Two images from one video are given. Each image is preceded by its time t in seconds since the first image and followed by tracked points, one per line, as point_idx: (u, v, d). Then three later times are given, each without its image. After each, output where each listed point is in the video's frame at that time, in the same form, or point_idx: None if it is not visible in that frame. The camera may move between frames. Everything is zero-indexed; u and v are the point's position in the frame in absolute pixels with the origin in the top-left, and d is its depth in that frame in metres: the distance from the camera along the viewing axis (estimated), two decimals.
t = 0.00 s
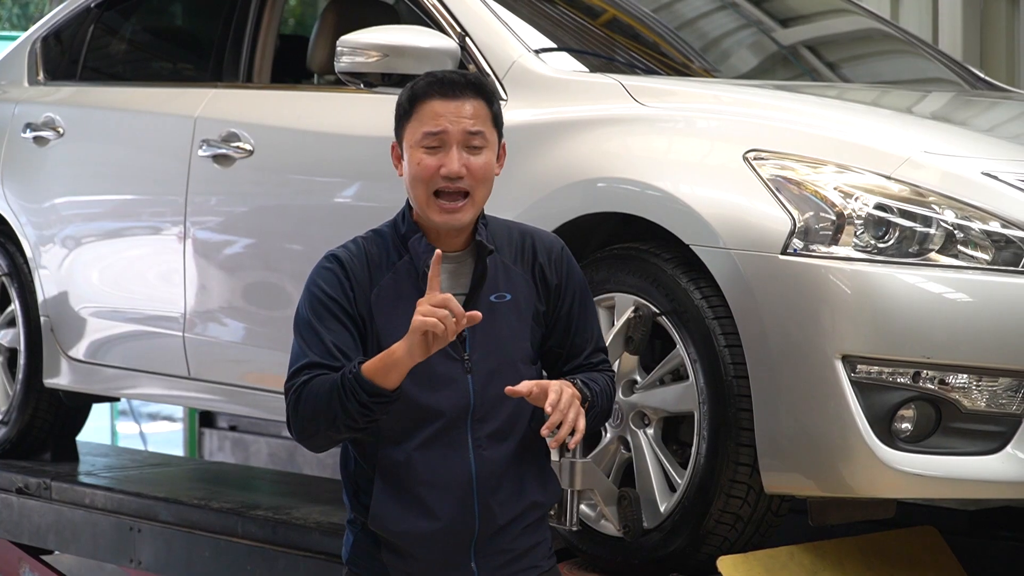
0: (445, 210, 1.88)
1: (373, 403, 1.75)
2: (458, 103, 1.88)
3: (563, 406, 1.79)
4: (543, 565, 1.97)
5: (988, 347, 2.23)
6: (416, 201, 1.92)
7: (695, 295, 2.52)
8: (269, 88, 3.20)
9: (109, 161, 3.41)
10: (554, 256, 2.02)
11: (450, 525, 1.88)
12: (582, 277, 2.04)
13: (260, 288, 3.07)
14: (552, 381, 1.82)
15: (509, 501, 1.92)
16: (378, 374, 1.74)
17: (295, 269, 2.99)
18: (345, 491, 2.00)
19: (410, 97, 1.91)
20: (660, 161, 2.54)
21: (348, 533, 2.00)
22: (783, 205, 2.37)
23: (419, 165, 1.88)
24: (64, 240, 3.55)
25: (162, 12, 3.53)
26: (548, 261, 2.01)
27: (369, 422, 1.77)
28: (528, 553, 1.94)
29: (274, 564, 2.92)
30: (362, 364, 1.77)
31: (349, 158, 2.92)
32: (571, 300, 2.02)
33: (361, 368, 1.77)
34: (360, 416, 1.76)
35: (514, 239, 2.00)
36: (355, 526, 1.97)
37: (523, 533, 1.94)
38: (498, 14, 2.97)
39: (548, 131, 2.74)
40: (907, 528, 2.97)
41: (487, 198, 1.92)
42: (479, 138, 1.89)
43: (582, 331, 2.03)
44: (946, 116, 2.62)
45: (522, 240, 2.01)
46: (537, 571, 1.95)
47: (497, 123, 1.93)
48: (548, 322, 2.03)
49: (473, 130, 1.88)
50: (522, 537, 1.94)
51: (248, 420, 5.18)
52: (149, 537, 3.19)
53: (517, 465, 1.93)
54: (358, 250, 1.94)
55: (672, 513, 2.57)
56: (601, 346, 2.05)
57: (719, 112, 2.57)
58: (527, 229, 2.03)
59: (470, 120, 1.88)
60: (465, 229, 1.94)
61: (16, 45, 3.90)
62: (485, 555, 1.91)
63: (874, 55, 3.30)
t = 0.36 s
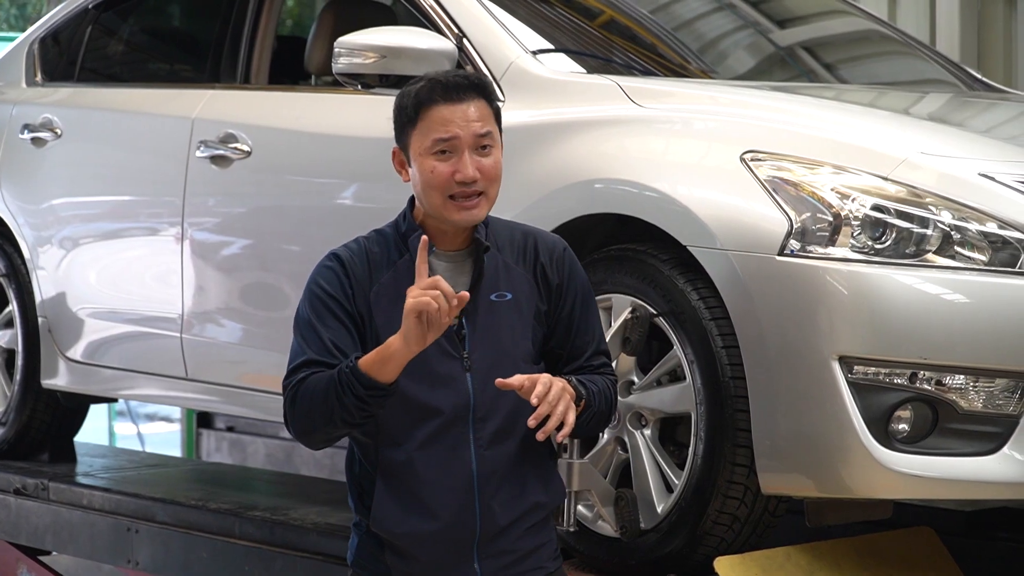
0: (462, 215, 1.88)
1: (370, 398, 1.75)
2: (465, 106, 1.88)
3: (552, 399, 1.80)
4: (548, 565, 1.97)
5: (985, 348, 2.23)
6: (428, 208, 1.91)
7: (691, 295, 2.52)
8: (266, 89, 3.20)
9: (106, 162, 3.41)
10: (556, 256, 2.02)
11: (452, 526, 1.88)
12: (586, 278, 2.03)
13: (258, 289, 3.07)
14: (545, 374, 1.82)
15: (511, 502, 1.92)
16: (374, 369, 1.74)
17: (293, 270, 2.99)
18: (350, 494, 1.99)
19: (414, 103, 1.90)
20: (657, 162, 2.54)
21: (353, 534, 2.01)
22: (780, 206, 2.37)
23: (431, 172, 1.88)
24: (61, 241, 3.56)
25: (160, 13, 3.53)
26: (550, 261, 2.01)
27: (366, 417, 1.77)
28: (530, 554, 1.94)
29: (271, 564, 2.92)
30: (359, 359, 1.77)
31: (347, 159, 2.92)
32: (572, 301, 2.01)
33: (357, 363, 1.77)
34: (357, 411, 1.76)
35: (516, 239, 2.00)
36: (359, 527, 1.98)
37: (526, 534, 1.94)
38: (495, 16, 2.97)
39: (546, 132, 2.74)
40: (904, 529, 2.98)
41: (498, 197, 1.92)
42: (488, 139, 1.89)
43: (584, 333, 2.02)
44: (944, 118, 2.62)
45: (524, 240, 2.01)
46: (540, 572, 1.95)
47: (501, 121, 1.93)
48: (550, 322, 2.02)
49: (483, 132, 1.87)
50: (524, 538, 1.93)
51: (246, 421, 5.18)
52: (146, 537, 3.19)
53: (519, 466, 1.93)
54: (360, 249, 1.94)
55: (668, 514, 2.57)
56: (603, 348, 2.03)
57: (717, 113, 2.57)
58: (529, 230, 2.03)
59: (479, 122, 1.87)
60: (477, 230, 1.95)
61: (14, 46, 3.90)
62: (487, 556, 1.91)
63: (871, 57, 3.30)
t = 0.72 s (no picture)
0: (436, 203, 1.89)
1: (359, 413, 1.76)
2: (444, 95, 1.89)
3: (544, 405, 1.79)
4: (542, 565, 1.97)
5: (980, 346, 2.23)
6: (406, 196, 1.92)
7: (686, 294, 2.52)
8: (262, 88, 3.21)
9: (102, 161, 3.41)
10: (551, 255, 2.02)
11: (446, 525, 1.88)
12: (582, 276, 2.03)
13: (254, 288, 3.07)
14: (536, 379, 1.82)
15: (506, 502, 1.92)
16: (363, 388, 1.74)
17: (289, 269, 2.99)
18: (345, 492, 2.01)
19: (396, 91, 1.92)
20: (652, 161, 2.54)
21: (348, 533, 2.01)
22: (775, 205, 2.37)
23: (407, 158, 1.89)
24: (57, 240, 3.56)
25: (156, 12, 3.53)
26: (545, 260, 2.01)
27: (355, 430, 1.78)
28: (525, 553, 1.94)
29: (267, 564, 2.92)
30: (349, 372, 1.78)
31: (342, 158, 2.92)
32: (568, 299, 2.00)
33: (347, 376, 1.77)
34: (346, 425, 1.77)
35: (510, 237, 2.00)
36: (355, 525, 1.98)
37: (520, 533, 1.94)
38: (490, 15, 2.97)
39: (542, 131, 2.74)
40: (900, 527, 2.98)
41: (477, 189, 1.92)
42: (466, 129, 1.89)
43: (580, 332, 2.01)
44: (939, 117, 2.62)
45: (519, 239, 2.01)
46: (535, 572, 1.95)
47: (484, 114, 1.94)
48: (546, 321, 2.01)
49: (460, 120, 1.88)
50: (519, 538, 1.93)
51: (242, 420, 5.18)
52: (142, 536, 3.19)
53: (514, 465, 1.93)
54: (354, 250, 1.94)
55: (663, 512, 2.57)
56: (600, 347, 2.03)
57: (712, 112, 2.57)
58: (525, 229, 2.03)
59: (457, 110, 1.88)
60: (456, 222, 1.95)
61: (10, 45, 3.90)
62: (482, 555, 1.90)
63: (868, 55, 3.31)
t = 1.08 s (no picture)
0: (436, 200, 1.88)
1: (353, 404, 1.75)
2: (446, 92, 1.89)
3: (532, 402, 1.79)
4: (537, 564, 1.97)
5: (979, 346, 2.23)
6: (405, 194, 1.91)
7: (685, 293, 2.52)
8: (260, 87, 3.20)
9: (100, 160, 3.41)
10: (548, 254, 2.01)
11: (441, 524, 1.88)
12: (578, 276, 2.03)
13: (251, 287, 3.06)
14: (523, 376, 1.81)
15: (501, 501, 1.91)
16: (358, 379, 1.74)
17: (287, 268, 2.99)
18: (340, 491, 2.00)
19: (397, 89, 1.91)
20: (650, 160, 2.54)
21: (343, 532, 2.01)
22: (773, 204, 2.37)
23: (408, 155, 1.88)
24: (54, 239, 3.55)
25: (154, 11, 3.53)
26: (541, 259, 2.00)
27: (350, 423, 1.77)
28: (520, 552, 1.94)
29: (265, 563, 2.92)
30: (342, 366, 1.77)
31: (340, 157, 2.92)
32: (564, 299, 2.00)
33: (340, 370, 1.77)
34: (341, 417, 1.77)
35: (507, 236, 2.00)
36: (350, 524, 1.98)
37: (516, 532, 1.93)
38: (488, 13, 2.97)
39: (540, 130, 2.74)
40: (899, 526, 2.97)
41: (476, 187, 1.92)
42: (467, 127, 1.89)
43: (574, 332, 2.01)
44: (938, 116, 2.62)
45: (516, 237, 2.00)
46: (530, 571, 1.95)
47: (484, 112, 1.93)
48: (542, 321, 2.01)
49: (461, 118, 1.88)
50: (514, 536, 1.93)
51: (240, 420, 5.18)
52: (139, 535, 3.18)
53: (509, 464, 1.93)
54: (349, 248, 1.94)
55: (661, 512, 2.57)
56: (594, 347, 2.03)
57: (710, 110, 2.57)
58: (522, 228, 2.02)
59: (459, 108, 1.88)
60: (455, 220, 1.94)
61: (7, 44, 3.89)
62: (477, 554, 1.90)
63: (866, 55, 3.30)
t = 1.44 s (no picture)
0: (431, 215, 1.88)
1: (356, 382, 1.74)
2: (443, 107, 1.86)
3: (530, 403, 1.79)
4: (531, 565, 1.97)
5: (975, 346, 2.23)
6: (401, 203, 1.91)
7: (681, 294, 2.52)
8: (257, 87, 3.20)
9: (96, 160, 3.41)
10: (542, 255, 2.01)
11: (435, 525, 1.88)
12: (572, 276, 2.03)
13: (247, 288, 3.06)
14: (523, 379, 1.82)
15: (495, 501, 1.92)
16: (360, 358, 1.73)
17: (283, 268, 2.99)
18: (333, 492, 2.00)
19: (393, 99, 1.89)
20: (646, 160, 2.54)
21: (337, 533, 2.01)
22: (769, 204, 2.37)
23: (404, 170, 1.87)
24: (50, 240, 3.55)
25: (150, 12, 3.53)
26: (536, 259, 2.00)
27: (354, 403, 1.76)
28: (514, 552, 1.94)
29: (261, 564, 2.92)
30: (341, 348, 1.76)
31: (336, 157, 2.92)
32: (558, 299, 2.00)
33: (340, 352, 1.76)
34: (345, 398, 1.75)
35: (502, 236, 2.00)
36: (343, 525, 1.98)
37: (510, 533, 1.93)
38: (484, 13, 2.97)
39: (536, 131, 2.74)
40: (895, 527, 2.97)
41: (472, 198, 1.92)
42: (464, 143, 1.88)
43: (569, 332, 2.01)
44: (934, 116, 2.61)
45: (511, 238, 2.00)
46: (524, 571, 1.95)
47: (480, 122, 1.92)
48: (536, 321, 2.01)
49: (459, 135, 1.86)
50: (507, 536, 1.93)
51: (236, 420, 5.18)
52: (135, 536, 3.18)
53: (503, 465, 1.93)
54: (346, 245, 1.95)
55: (658, 513, 2.57)
56: (588, 347, 2.03)
57: (706, 111, 2.57)
58: (516, 228, 2.02)
59: (456, 125, 1.86)
60: (450, 228, 1.94)
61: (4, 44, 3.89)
62: (471, 554, 1.90)
63: (863, 55, 3.30)
